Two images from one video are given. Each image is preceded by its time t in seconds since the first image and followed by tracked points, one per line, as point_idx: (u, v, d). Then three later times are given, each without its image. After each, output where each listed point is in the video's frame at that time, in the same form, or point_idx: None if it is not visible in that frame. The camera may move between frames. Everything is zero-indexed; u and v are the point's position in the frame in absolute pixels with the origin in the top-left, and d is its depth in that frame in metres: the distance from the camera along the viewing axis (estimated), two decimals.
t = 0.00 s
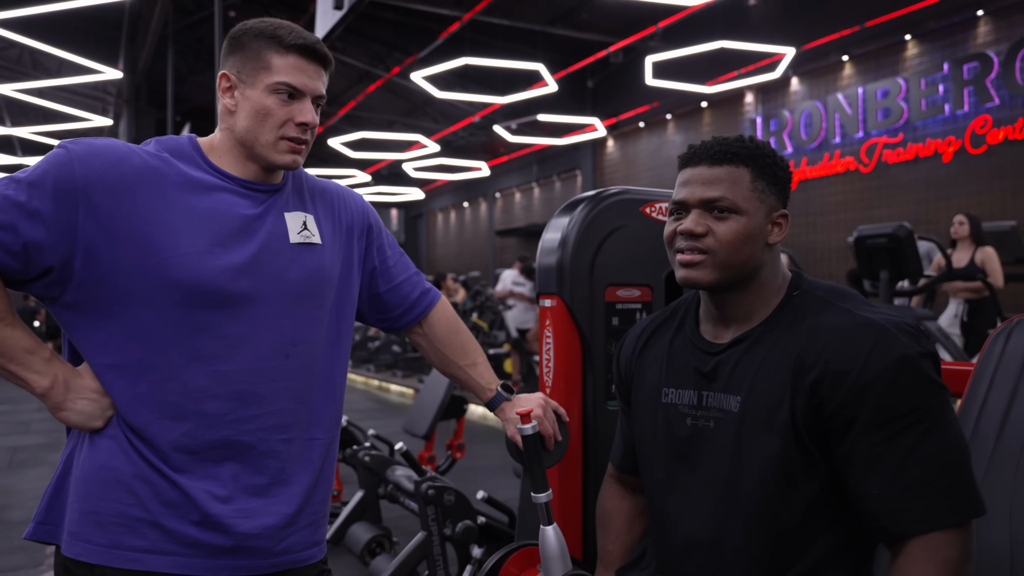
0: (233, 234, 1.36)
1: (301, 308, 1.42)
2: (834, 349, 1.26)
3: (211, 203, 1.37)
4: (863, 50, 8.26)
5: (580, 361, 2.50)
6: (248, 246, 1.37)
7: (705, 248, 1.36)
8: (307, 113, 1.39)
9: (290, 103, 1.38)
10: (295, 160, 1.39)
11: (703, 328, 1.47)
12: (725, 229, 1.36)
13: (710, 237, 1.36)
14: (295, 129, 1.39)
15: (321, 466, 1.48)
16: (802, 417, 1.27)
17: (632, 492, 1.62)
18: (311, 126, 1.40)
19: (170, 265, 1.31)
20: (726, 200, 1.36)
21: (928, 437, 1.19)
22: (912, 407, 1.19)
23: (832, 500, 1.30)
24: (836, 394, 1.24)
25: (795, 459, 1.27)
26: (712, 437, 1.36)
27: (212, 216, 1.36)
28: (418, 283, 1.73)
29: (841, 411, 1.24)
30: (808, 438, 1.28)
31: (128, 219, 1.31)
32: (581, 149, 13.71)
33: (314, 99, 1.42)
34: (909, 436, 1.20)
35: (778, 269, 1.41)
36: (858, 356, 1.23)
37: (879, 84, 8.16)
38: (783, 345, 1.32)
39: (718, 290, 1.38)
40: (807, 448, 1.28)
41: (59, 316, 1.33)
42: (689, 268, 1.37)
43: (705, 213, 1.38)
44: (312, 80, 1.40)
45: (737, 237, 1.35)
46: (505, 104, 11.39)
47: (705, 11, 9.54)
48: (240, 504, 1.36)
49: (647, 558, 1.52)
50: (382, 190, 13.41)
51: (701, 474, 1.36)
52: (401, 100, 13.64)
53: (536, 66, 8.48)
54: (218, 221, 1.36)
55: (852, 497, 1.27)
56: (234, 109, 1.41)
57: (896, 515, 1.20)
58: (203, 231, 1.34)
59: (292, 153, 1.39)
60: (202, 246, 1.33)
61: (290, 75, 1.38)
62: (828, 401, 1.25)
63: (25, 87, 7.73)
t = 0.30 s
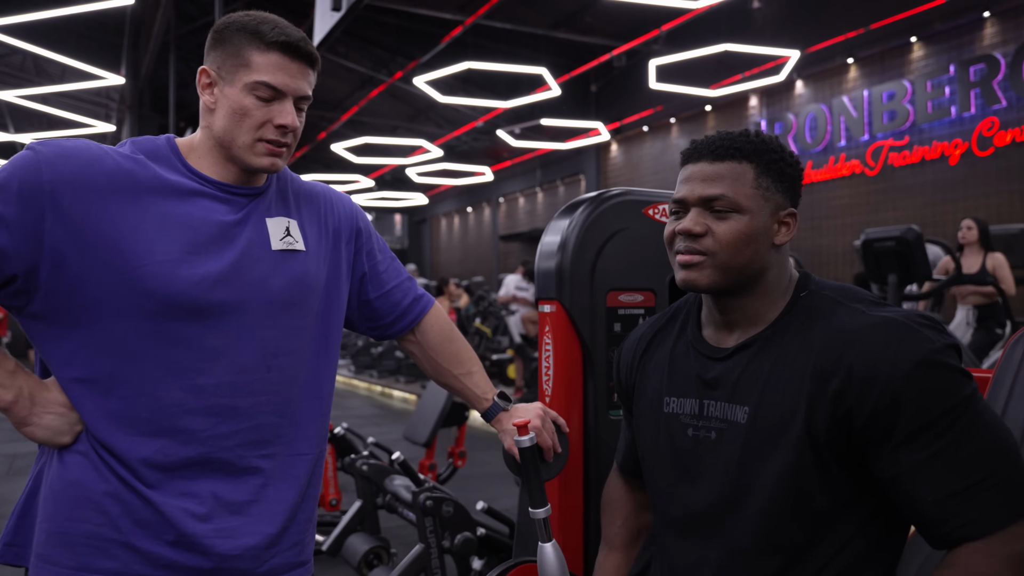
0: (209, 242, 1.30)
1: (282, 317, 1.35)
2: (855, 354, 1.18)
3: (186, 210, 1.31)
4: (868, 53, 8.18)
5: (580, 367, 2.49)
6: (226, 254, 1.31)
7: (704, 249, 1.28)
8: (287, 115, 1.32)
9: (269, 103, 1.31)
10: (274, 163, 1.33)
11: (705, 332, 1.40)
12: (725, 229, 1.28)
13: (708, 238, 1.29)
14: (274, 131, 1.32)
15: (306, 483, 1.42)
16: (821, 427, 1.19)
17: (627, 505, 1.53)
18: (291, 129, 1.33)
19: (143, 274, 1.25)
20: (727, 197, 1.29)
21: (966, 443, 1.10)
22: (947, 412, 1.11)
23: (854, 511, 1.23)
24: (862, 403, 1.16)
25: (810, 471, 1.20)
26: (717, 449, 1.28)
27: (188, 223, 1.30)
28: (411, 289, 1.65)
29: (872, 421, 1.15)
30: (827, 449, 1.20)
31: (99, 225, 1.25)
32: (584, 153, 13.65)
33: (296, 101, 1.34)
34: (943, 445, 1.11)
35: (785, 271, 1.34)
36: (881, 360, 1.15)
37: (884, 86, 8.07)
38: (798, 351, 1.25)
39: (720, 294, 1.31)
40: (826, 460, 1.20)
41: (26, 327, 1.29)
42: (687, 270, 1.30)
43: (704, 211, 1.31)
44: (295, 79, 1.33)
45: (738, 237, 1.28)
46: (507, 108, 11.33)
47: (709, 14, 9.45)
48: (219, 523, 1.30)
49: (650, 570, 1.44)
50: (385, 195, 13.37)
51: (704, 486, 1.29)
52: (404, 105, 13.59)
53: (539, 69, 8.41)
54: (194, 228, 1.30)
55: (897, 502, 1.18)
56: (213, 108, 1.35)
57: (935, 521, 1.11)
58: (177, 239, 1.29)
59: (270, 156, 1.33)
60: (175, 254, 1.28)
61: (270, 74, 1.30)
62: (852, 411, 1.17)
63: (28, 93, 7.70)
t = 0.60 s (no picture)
0: (193, 244, 1.30)
1: (266, 323, 1.34)
2: (879, 357, 1.13)
3: (167, 213, 1.30)
4: (877, 54, 8.09)
5: (585, 371, 2.44)
6: (210, 258, 1.30)
7: (722, 249, 1.22)
8: (257, 115, 1.30)
9: (240, 102, 1.30)
10: (242, 165, 1.31)
11: (715, 335, 1.34)
12: (743, 226, 1.21)
13: (726, 237, 1.22)
14: (242, 132, 1.30)
15: (296, 497, 1.39)
16: (844, 437, 1.14)
17: (641, 513, 1.49)
18: (261, 131, 1.30)
19: (121, 278, 1.24)
20: (744, 193, 1.22)
21: (1003, 451, 1.06)
22: (985, 418, 1.06)
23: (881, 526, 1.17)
24: (890, 411, 1.11)
25: (832, 484, 1.14)
26: (730, 460, 1.23)
27: (169, 225, 1.29)
28: (408, 292, 1.61)
29: (901, 428, 1.10)
30: (851, 462, 1.14)
31: (77, 225, 1.24)
32: (591, 156, 13.60)
33: (270, 100, 1.32)
34: (974, 456, 1.06)
35: (801, 269, 1.27)
36: (907, 365, 1.10)
37: (894, 88, 7.98)
38: (816, 355, 1.19)
39: (737, 298, 1.25)
40: (849, 472, 1.15)
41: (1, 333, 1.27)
42: (704, 272, 1.23)
43: (719, 209, 1.24)
44: (271, 79, 1.31)
45: (757, 236, 1.21)
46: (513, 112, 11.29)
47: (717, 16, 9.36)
48: (205, 538, 1.27)
49: None
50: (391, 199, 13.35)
51: (717, 499, 1.23)
52: (410, 109, 13.55)
53: (545, 72, 8.34)
54: (175, 232, 1.29)
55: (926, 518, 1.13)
56: (192, 100, 1.35)
57: (973, 534, 1.06)
58: (157, 241, 1.28)
59: (238, 158, 1.31)
60: (156, 257, 1.27)
61: (244, 71, 1.29)
62: (877, 421, 1.12)
63: (33, 98, 7.69)
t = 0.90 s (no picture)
0: (174, 247, 1.29)
1: (254, 329, 1.32)
2: (891, 364, 1.08)
3: (149, 214, 1.29)
4: (883, 56, 8.02)
5: (586, 379, 2.39)
6: (193, 261, 1.29)
7: (738, 252, 1.16)
8: (236, 112, 1.30)
9: (219, 98, 1.31)
10: (224, 164, 1.32)
11: (716, 340, 1.30)
12: (761, 228, 1.16)
13: (742, 240, 1.16)
14: (222, 129, 1.31)
15: (284, 510, 1.38)
16: (856, 451, 1.09)
17: (644, 514, 1.45)
18: (240, 128, 1.31)
19: (99, 282, 1.22)
20: (764, 192, 1.17)
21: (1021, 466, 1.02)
22: (1005, 429, 1.01)
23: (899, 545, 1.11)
24: (903, 423, 1.06)
25: (842, 500, 1.10)
26: (733, 474, 1.19)
27: (150, 227, 1.28)
28: (403, 297, 1.58)
29: (917, 438, 1.06)
30: (863, 476, 1.09)
31: (55, 226, 1.23)
32: (596, 160, 13.56)
33: (249, 95, 1.32)
34: (995, 469, 1.01)
35: (807, 272, 1.23)
36: (921, 372, 1.05)
37: (901, 90, 7.90)
38: (823, 364, 1.15)
39: (748, 305, 1.19)
40: (861, 487, 1.10)
41: None
42: (718, 278, 1.17)
43: (735, 209, 1.18)
44: (252, 74, 1.31)
45: (775, 239, 1.16)
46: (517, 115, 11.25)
47: (723, 18, 9.29)
48: (187, 552, 1.25)
49: None
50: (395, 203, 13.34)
51: (720, 516, 1.19)
52: (415, 112, 13.52)
53: (549, 75, 8.28)
54: (157, 234, 1.28)
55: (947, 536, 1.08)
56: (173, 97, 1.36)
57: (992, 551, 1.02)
58: (138, 245, 1.27)
59: (220, 156, 1.31)
60: (138, 260, 1.25)
61: (221, 65, 1.30)
62: (890, 434, 1.08)
63: (37, 103, 7.67)
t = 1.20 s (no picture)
0: (153, 241, 1.28)
1: (238, 328, 1.32)
2: (893, 366, 1.05)
3: (126, 207, 1.29)
4: (883, 55, 8.00)
5: (580, 380, 2.36)
6: (173, 256, 1.29)
7: (692, 256, 1.15)
8: (217, 109, 1.29)
9: (200, 95, 1.29)
10: (207, 162, 1.30)
11: (707, 340, 1.26)
12: (716, 231, 1.14)
13: (697, 243, 1.15)
14: (204, 127, 1.29)
15: (266, 514, 1.37)
16: (858, 458, 1.06)
17: (638, 508, 1.42)
18: (222, 126, 1.29)
19: (72, 278, 1.22)
20: (717, 193, 1.14)
21: None
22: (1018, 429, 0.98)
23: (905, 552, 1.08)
24: (909, 427, 1.03)
25: (841, 508, 1.06)
26: (726, 480, 1.15)
27: (128, 219, 1.28)
28: (391, 297, 1.59)
29: (927, 441, 1.03)
30: (865, 482, 1.06)
31: (32, 220, 1.23)
32: (595, 158, 13.52)
33: (231, 92, 1.31)
34: (1009, 470, 0.99)
35: (798, 272, 1.20)
36: (926, 375, 1.02)
37: (901, 89, 7.87)
38: (818, 366, 1.12)
39: (718, 306, 1.17)
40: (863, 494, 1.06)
41: None
42: (676, 282, 1.16)
43: (692, 210, 1.16)
44: (232, 70, 1.29)
45: (729, 239, 1.14)
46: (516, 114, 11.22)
47: (723, 16, 9.23)
48: (164, 559, 1.25)
49: None
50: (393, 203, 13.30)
51: (714, 524, 1.15)
52: (414, 111, 13.47)
53: (548, 74, 8.23)
54: (135, 228, 1.28)
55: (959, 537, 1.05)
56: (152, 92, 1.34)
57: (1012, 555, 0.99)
58: (116, 239, 1.26)
59: (202, 154, 1.30)
60: (115, 255, 1.25)
61: (200, 61, 1.28)
62: (895, 438, 1.05)
63: (33, 102, 7.62)
